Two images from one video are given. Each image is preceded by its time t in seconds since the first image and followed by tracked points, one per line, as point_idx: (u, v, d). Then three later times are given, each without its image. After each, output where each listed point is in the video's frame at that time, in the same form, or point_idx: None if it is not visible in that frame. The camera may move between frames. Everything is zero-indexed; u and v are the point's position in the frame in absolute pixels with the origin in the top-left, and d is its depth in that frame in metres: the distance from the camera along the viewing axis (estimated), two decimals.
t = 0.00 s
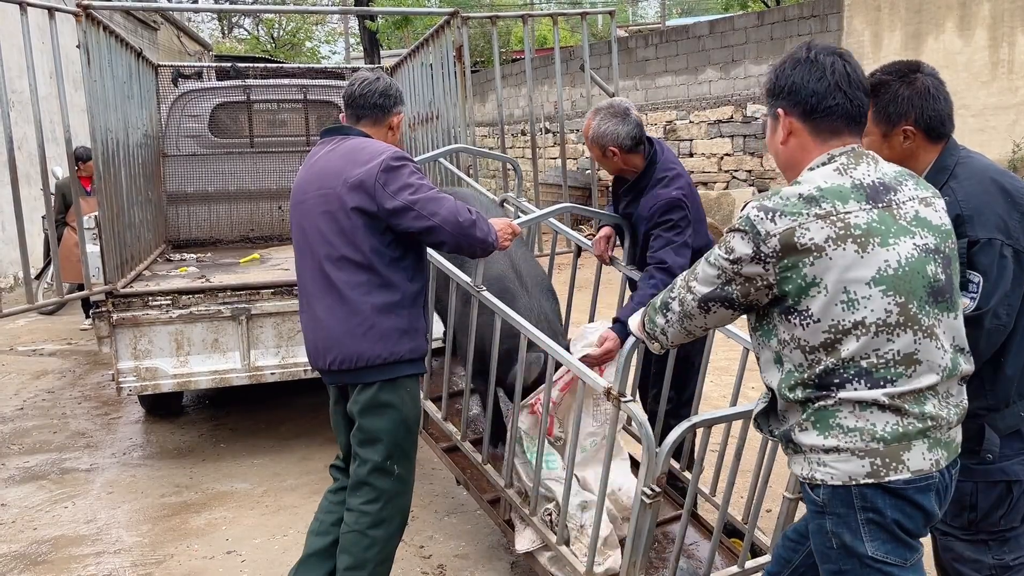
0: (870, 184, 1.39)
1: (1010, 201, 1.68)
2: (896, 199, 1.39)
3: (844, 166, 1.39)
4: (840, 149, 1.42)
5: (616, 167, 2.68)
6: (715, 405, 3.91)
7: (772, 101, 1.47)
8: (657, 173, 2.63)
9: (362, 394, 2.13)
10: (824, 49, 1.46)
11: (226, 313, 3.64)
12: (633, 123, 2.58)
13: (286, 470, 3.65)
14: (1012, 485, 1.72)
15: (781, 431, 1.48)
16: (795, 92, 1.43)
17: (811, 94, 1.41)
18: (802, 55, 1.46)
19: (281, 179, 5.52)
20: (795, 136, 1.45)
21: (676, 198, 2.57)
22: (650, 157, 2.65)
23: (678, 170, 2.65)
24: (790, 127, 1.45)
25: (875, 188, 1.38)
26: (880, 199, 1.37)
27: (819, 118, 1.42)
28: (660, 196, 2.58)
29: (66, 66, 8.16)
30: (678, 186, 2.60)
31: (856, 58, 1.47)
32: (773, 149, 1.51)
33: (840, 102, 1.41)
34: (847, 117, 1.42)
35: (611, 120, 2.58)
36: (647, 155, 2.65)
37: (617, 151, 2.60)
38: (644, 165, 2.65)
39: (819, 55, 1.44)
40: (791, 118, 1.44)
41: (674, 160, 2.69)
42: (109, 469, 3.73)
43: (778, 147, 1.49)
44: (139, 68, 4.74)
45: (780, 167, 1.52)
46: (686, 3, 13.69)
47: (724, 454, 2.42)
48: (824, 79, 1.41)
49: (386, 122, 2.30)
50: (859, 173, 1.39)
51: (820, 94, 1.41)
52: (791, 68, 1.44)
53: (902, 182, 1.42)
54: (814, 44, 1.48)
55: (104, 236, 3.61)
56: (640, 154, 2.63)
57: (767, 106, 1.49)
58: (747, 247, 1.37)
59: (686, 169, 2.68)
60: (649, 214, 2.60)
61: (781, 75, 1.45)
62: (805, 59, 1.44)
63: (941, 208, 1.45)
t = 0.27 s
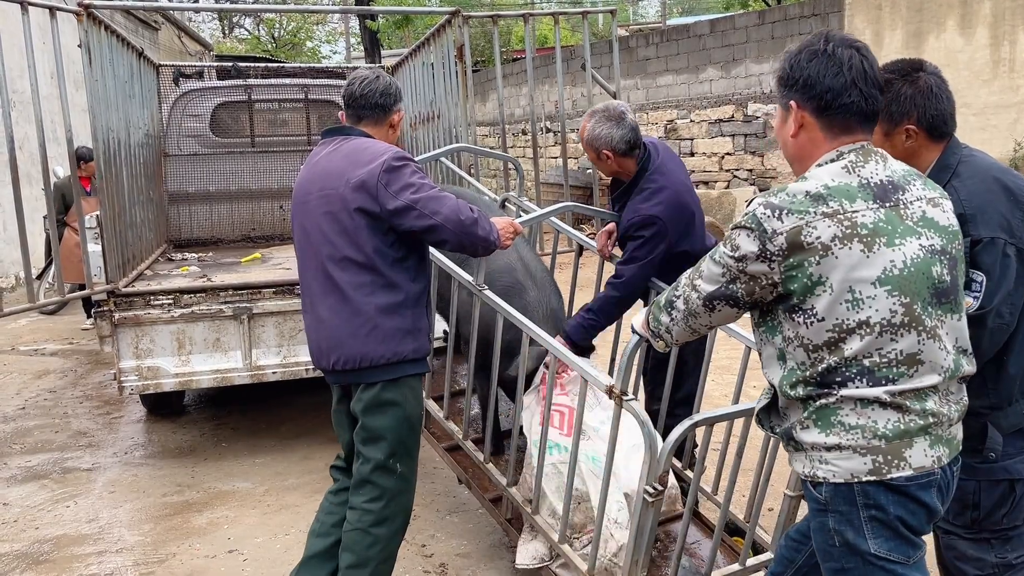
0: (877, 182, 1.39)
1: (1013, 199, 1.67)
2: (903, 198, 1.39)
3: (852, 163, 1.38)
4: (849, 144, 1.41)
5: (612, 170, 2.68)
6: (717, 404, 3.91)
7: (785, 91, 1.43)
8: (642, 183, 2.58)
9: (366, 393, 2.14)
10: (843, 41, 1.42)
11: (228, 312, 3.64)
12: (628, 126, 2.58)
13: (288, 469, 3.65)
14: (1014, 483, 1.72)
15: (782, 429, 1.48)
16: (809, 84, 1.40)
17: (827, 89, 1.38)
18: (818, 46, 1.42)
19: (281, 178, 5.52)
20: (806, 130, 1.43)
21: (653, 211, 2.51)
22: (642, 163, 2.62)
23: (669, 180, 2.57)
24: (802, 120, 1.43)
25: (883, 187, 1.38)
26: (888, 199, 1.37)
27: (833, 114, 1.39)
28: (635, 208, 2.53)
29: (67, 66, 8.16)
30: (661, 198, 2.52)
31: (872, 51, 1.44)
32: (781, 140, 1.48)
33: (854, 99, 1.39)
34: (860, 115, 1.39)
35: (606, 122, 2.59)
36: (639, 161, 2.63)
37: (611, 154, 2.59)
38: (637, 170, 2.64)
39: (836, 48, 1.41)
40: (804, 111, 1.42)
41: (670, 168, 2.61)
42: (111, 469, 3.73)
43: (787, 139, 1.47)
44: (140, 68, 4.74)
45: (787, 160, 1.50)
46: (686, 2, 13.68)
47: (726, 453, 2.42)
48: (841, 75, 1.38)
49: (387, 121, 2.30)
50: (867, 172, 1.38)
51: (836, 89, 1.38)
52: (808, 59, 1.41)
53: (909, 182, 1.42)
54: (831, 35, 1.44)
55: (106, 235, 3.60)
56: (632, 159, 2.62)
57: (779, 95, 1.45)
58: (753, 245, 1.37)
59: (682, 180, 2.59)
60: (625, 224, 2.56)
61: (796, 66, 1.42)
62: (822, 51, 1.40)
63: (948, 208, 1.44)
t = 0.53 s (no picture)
0: (883, 182, 1.38)
1: (1017, 198, 1.66)
2: (909, 198, 1.39)
3: (858, 162, 1.38)
4: (857, 145, 1.40)
5: (613, 163, 2.66)
6: (718, 403, 3.91)
7: (796, 89, 1.42)
8: (653, 169, 2.61)
9: (369, 392, 2.14)
10: (857, 40, 1.40)
11: (229, 312, 3.64)
12: (627, 115, 2.59)
13: (289, 469, 3.65)
14: (1017, 482, 1.72)
15: (785, 428, 1.48)
16: (822, 86, 1.38)
17: (841, 90, 1.37)
18: (832, 43, 1.40)
19: (282, 178, 5.52)
20: (815, 130, 1.42)
21: (675, 194, 2.54)
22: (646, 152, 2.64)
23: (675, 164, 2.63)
24: (812, 120, 1.42)
25: (889, 186, 1.38)
26: (893, 198, 1.37)
27: (843, 117, 1.38)
28: (657, 192, 2.54)
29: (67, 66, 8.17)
30: (676, 182, 2.56)
31: (886, 49, 1.42)
32: (789, 137, 1.47)
33: (866, 102, 1.38)
34: (870, 118, 1.39)
35: (606, 112, 2.58)
36: (643, 150, 2.64)
37: (613, 144, 2.59)
38: (642, 159, 2.64)
39: (851, 48, 1.38)
40: (814, 111, 1.40)
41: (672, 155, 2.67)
42: (113, 468, 3.74)
43: (796, 138, 1.46)
44: (141, 68, 4.75)
45: (794, 157, 1.49)
46: (687, 1, 13.69)
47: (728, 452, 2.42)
48: (855, 76, 1.36)
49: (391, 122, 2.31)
50: (872, 171, 1.38)
51: (849, 91, 1.37)
52: (821, 58, 1.39)
53: (915, 182, 1.42)
54: (844, 32, 1.41)
55: (107, 235, 3.60)
56: (635, 148, 2.61)
57: (789, 92, 1.44)
58: (758, 244, 1.37)
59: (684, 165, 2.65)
60: (647, 212, 2.57)
61: (809, 64, 1.40)
62: (838, 50, 1.38)
63: (954, 209, 1.44)
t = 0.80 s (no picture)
0: (885, 182, 1.38)
1: (1021, 197, 1.65)
2: (911, 198, 1.38)
3: (860, 162, 1.38)
4: (859, 145, 1.40)
5: (604, 167, 2.67)
6: (720, 402, 3.90)
7: (800, 89, 1.41)
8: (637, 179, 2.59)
9: (370, 392, 2.13)
10: (862, 41, 1.39)
11: (230, 313, 3.64)
12: (615, 121, 2.60)
13: (290, 469, 3.65)
14: (1021, 482, 1.72)
15: (787, 429, 1.47)
16: (827, 88, 1.37)
17: (844, 93, 1.36)
18: (837, 44, 1.39)
19: (283, 178, 5.52)
20: (817, 131, 1.42)
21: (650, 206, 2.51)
22: (634, 158, 2.64)
23: (661, 173, 2.60)
24: (814, 122, 1.41)
25: (890, 186, 1.37)
26: (895, 198, 1.37)
27: (846, 120, 1.38)
28: (635, 205, 2.52)
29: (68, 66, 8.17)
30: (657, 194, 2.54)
31: (890, 50, 1.40)
32: (791, 137, 1.46)
33: (869, 105, 1.37)
34: (873, 121, 1.38)
35: (594, 118, 2.59)
36: (631, 155, 2.64)
37: (601, 150, 2.60)
38: (629, 164, 2.65)
39: (856, 50, 1.37)
40: (817, 112, 1.40)
41: (661, 162, 2.64)
42: (114, 469, 3.74)
43: (797, 139, 1.45)
44: (141, 67, 4.74)
45: (796, 158, 1.48)
46: (687, 0, 13.66)
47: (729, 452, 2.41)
48: (860, 79, 1.35)
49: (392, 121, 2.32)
50: (874, 171, 1.38)
51: (853, 94, 1.36)
52: (826, 58, 1.37)
53: (917, 182, 1.41)
54: (849, 32, 1.40)
55: (108, 235, 3.60)
56: (624, 153, 2.62)
57: (792, 92, 1.43)
58: (759, 243, 1.36)
59: (672, 174, 2.61)
60: (626, 222, 2.56)
61: (813, 66, 1.38)
62: (843, 52, 1.36)
63: (955, 209, 1.44)
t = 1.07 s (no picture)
0: (882, 179, 1.38)
1: (1020, 194, 1.64)
2: (908, 196, 1.38)
3: (858, 160, 1.37)
4: (858, 144, 1.40)
5: (607, 160, 2.68)
6: (720, 401, 3.90)
7: (799, 88, 1.40)
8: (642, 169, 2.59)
9: (371, 391, 2.13)
10: (862, 40, 1.38)
11: (229, 312, 3.64)
12: (614, 110, 2.61)
13: (290, 468, 3.65)
14: (1020, 479, 1.71)
15: (785, 427, 1.47)
16: (826, 87, 1.37)
17: (844, 92, 1.36)
18: (838, 43, 1.38)
19: (282, 178, 5.52)
20: (816, 130, 1.41)
21: (661, 194, 2.50)
22: (636, 148, 2.66)
23: (663, 162, 2.60)
24: (813, 121, 1.41)
25: (888, 184, 1.37)
26: (892, 196, 1.37)
27: (846, 120, 1.38)
28: (646, 193, 2.51)
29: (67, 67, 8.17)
30: (664, 182, 2.53)
31: (890, 50, 1.40)
32: (790, 135, 1.46)
33: (868, 106, 1.37)
34: (872, 121, 1.38)
35: (593, 110, 2.60)
36: (632, 146, 2.66)
37: (605, 141, 2.61)
38: (631, 155, 2.67)
39: (857, 49, 1.37)
40: (816, 111, 1.39)
41: (663, 153, 2.64)
42: (114, 469, 3.74)
43: (797, 137, 1.45)
44: (140, 67, 4.74)
45: (794, 156, 1.48)
46: None
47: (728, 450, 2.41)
48: (860, 78, 1.35)
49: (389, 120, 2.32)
50: (872, 169, 1.37)
51: (853, 93, 1.36)
52: (826, 57, 1.37)
53: (914, 179, 1.41)
54: (850, 31, 1.39)
55: (107, 235, 3.59)
56: (627, 143, 2.64)
57: (792, 90, 1.42)
58: (757, 239, 1.36)
59: (675, 163, 2.61)
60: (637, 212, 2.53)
61: (813, 64, 1.38)
62: (843, 52, 1.36)
63: (953, 208, 1.44)
